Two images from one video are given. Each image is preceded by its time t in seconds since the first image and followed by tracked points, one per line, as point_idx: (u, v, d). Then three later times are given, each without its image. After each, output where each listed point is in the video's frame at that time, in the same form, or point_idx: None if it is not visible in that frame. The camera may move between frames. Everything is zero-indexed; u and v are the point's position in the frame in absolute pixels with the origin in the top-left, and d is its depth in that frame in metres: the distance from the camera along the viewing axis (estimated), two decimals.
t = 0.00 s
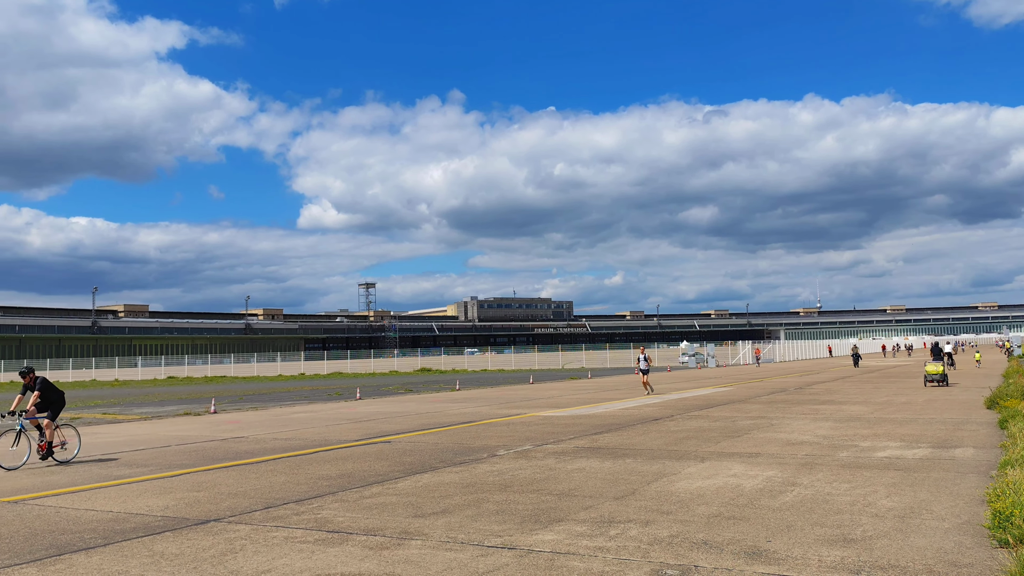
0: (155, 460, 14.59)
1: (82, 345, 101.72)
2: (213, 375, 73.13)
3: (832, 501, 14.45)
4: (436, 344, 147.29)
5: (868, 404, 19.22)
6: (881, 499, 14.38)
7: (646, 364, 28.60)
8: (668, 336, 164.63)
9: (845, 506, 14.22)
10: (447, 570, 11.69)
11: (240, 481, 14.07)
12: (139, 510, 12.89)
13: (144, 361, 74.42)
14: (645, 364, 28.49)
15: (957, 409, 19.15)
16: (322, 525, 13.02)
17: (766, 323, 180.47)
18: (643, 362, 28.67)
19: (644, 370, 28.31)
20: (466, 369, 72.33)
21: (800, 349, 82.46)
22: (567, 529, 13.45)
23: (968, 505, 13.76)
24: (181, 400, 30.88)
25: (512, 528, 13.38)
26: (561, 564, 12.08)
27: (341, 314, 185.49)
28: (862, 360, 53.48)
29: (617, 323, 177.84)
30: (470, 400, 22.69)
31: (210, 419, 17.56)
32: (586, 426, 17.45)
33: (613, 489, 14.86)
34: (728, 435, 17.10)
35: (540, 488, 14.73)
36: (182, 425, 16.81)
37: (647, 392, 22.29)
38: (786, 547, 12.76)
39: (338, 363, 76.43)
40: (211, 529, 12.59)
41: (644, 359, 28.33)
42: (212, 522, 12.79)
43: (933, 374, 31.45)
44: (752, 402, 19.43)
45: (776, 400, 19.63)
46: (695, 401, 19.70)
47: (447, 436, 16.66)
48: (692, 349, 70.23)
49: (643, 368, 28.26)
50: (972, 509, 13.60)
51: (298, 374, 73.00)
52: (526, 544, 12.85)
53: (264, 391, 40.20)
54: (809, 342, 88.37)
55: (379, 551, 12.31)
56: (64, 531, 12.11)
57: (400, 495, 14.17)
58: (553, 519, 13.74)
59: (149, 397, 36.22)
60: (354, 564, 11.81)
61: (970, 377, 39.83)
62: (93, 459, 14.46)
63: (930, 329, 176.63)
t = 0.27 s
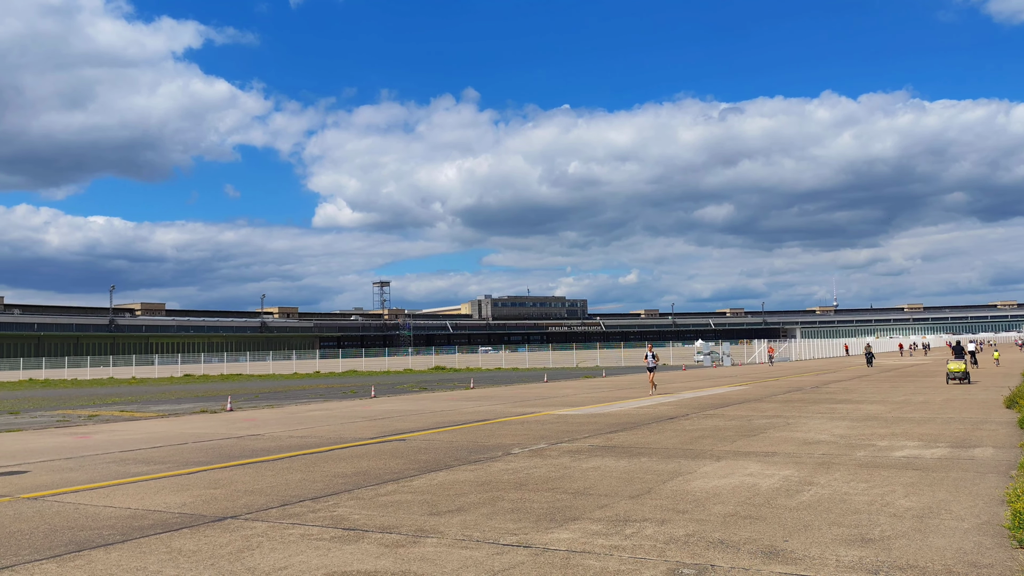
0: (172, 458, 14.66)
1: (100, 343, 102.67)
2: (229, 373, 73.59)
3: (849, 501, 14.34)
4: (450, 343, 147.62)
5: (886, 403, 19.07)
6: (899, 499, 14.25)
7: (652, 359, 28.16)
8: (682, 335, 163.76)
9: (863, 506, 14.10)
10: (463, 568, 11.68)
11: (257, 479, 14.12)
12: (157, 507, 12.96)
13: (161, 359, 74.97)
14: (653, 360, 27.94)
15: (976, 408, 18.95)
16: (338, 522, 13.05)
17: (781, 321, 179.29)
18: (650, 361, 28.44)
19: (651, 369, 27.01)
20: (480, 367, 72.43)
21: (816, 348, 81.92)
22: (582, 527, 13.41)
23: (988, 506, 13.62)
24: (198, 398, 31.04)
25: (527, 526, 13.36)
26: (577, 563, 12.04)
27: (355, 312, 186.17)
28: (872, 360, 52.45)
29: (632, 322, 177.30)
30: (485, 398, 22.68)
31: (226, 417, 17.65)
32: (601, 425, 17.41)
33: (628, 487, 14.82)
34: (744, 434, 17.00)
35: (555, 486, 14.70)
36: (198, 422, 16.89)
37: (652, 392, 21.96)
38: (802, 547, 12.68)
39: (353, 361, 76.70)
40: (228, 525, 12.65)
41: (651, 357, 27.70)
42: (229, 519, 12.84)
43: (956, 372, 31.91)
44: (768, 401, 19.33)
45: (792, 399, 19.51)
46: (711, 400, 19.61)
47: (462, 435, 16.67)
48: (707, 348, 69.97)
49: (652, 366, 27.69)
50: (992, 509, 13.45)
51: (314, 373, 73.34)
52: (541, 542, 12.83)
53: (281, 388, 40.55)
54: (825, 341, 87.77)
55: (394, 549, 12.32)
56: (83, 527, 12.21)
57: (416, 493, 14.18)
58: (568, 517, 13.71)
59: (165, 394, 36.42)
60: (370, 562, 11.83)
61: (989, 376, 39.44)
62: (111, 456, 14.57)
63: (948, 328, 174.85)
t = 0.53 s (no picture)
0: (188, 456, 14.73)
1: (117, 342, 103.38)
2: (245, 372, 73.96)
3: (867, 501, 14.22)
4: (464, 343, 147.88)
5: (903, 403, 18.93)
6: (918, 499, 14.11)
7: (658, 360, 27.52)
8: (694, 336, 162.48)
9: (881, 506, 13.99)
10: (477, 567, 11.65)
11: (273, 477, 14.15)
12: (173, 504, 13.02)
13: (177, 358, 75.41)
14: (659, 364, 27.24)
15: (996, 409, 18.76)
16: (353, 521, 13.06)
17: (795, 322, 178.10)
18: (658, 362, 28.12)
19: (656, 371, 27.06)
20: (493, 367, 72.41)
21: (832, 347, 81.42)
22: (598, 526, 13.36)
23: (1008, 507, 13.47)
24: (215, 397, 31.14)
25: (543, 525, 13.31)
26: (592, 562, 11.99)
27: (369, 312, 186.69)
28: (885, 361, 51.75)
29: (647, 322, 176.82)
30: (499, 397, 22.67)
31: (242, 416, 17.69)
32: (615, 425, 17.34)
33: (643, 487, 14.75)
34: (760, 434, 16.91)
35: (569, 486, 14.66)
36: (214, 421, 16.97)
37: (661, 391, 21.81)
38: (820, 547, 12.58)
39: (367, 361, 76.90)
40: (245, 523, 12.69)
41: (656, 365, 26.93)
42: (246, 517, 12.89)
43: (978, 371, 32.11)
44: (784, 401, 19.23)
45: (809, 399, 19.39)
46: (726, 400, 19.51)
47: (476, 434, 16.65)
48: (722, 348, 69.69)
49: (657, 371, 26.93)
50: (1012, 511, 13.31)
51: (328, 372, 73.57)
52: (557, 541, 12.79)
53: (296, 387, 40.74)
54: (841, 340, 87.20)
55: (410, 547, 12.31)
56: (101, 524, 12.26)
57: (431, 491, 14.18)
58: (583, 517, 13.67)
59: (182, 392, 36.62)
60: (386, 560, 11.83)
61: (1008, 376, 39.01)
62: (128, 454, 14.65)
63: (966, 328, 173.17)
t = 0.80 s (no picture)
0: (204, 455, 14.80)
1: (132, 342, 104.10)
2: (259, 371, 74.36)
3: (884, 502, 14.12)
4: (477, 342, 148.05)
5: (919, 404, 18.80)
6: (935, 501, 14.01)
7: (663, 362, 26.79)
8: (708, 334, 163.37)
9: (897, 508, 13.89)
10: (492, 567, 11.65)
11: (288, 476, 14.21)
12: (190, 503, 13.08)
13: (192, 358, 75.86)
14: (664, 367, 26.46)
15: (1014, 410, 18.62)
16: (368, 520, 13.09)
17: (809, 322, 177.09)
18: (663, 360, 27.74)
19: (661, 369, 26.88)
20: (506, 367, 72.48)
21: (846, 348, 80.99)
22: (612, 527, 13.33)
23: None
24: (231, 396, 31.27)
25: (557, 526, 13.29)
26: (607, 563, 11.97)
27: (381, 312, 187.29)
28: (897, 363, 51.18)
29: (659, 322, 176.38)
30: (513, 397, 22.68)
31: (257, 415, 17.77)
32: (629, 425, 17.29)
33: (657, 488, 14.70)
34: (775, 435, 16.82)
35: (584, 486, 14.63)
36: (230, 420, 17.04)
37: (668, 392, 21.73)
38: (836, 548, 12.51)
39: (381, 360, 77.13)
40: (260, 522, 12.74)
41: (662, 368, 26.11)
42: (262, 516, 12.94)
43: (996, 371, 32.27)
44: (799, 401, 19.14)
45: (824, 399, 19.28)
46: (740, 400, 19.43)
47: (491, 434, 16.66)
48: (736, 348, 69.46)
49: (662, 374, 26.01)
50: None
51: (341, 371, 73.83)
52: (571, 542, 12.77)
53: (310, 387, 40.91)
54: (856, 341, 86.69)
55: (425, 547, 12.33)
56: (118, 523, 12.34)
57: (445, 491, 14.19)
58: (598, 517, 13.64)
59: (199, 392, 36.91)
60: (400, 560, 11.85)
61: None
62: (145, 453, 14.74)
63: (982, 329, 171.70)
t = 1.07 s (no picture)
0: (219, 455, 14.87)
1: (146, 342, 104.77)
2: (273, 372, 74.69)
3: (899, 505, 14.01)
4: (489, 343, 148.09)
5: (936, 406, 18.64)
6: (951, 504, 13.88)
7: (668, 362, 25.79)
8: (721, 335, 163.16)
9: (913, 510, 13.78)
10: (505, 568, 11.63)
11: (301, 477, 14.25)
12: (204, 503, 13.13)
13: (206, 359, 76.29)
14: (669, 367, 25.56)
15: None
16: (381, 520, 13.10)
17: (823, 322, 176.15)
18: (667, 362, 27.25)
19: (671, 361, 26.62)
20: (519, 367, 72.51)
21: (861, 349, 80.42)
22: (625, 529, 13.29)
23: None
24: (244, 397, 31.37)
25: (570, 527, 13.26)
26: (621, 565, 11.93)
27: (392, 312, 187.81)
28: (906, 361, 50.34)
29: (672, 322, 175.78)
30: (527, 398, 22.72)
31: (271, 415, 17.83)
32: (642, 427, 17.24)
33: (671, 489, 14.65)
34: (789, 436, 16.73)
35: (597, 488, 14.59)
36: (244, 421, 17.10)
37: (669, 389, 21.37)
38: (852, 551, 12.42)
39: (394, 361, 77.36)
40: (274, 522, 12.78)
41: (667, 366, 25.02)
42: (275, 516, 12.98)
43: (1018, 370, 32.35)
44: (813, 403, 19.04)
45: (838, 400, 19.18)
46: (755, 402, 19.33)
47: (503, 435, 16.64)
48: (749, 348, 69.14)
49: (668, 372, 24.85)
50: None
51: (354, 372, 74.04)
52: (584, 543, 12.74)
53: (323, 388, 41.08)
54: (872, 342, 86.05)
55: (438, 548, 12.33)
56: (133, 522, 12.41)
57: (458, 492, 14.18)
58: (611, 519, 13.60)
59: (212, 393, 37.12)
60: (414, 560, 11.85)
61: None
62: (159, 453, 14.81)
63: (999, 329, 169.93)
